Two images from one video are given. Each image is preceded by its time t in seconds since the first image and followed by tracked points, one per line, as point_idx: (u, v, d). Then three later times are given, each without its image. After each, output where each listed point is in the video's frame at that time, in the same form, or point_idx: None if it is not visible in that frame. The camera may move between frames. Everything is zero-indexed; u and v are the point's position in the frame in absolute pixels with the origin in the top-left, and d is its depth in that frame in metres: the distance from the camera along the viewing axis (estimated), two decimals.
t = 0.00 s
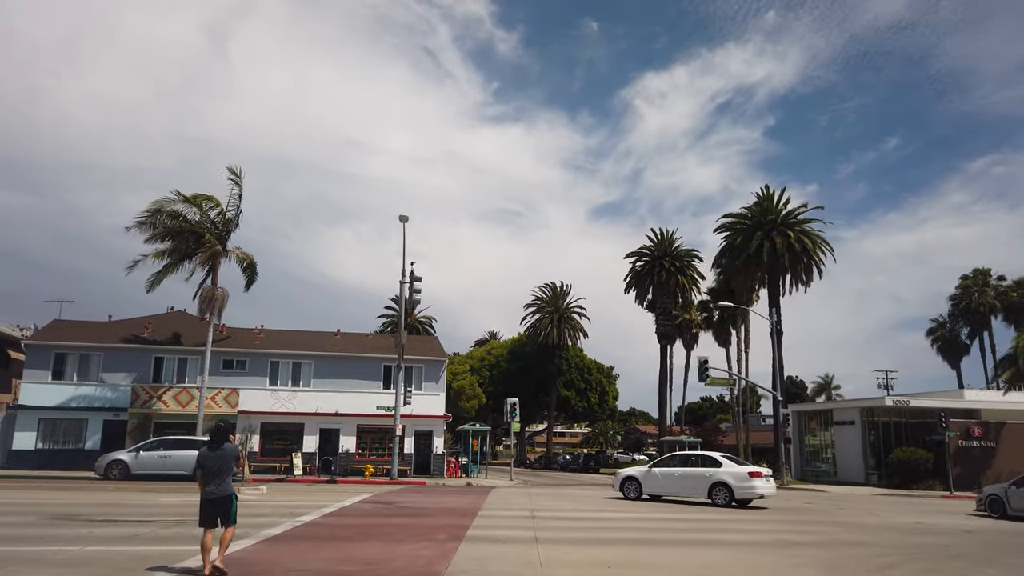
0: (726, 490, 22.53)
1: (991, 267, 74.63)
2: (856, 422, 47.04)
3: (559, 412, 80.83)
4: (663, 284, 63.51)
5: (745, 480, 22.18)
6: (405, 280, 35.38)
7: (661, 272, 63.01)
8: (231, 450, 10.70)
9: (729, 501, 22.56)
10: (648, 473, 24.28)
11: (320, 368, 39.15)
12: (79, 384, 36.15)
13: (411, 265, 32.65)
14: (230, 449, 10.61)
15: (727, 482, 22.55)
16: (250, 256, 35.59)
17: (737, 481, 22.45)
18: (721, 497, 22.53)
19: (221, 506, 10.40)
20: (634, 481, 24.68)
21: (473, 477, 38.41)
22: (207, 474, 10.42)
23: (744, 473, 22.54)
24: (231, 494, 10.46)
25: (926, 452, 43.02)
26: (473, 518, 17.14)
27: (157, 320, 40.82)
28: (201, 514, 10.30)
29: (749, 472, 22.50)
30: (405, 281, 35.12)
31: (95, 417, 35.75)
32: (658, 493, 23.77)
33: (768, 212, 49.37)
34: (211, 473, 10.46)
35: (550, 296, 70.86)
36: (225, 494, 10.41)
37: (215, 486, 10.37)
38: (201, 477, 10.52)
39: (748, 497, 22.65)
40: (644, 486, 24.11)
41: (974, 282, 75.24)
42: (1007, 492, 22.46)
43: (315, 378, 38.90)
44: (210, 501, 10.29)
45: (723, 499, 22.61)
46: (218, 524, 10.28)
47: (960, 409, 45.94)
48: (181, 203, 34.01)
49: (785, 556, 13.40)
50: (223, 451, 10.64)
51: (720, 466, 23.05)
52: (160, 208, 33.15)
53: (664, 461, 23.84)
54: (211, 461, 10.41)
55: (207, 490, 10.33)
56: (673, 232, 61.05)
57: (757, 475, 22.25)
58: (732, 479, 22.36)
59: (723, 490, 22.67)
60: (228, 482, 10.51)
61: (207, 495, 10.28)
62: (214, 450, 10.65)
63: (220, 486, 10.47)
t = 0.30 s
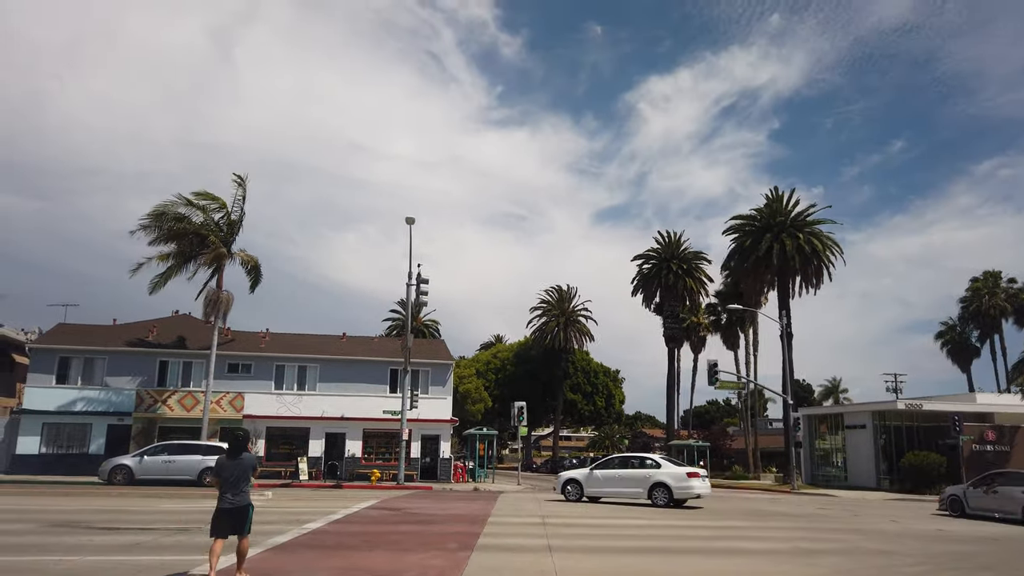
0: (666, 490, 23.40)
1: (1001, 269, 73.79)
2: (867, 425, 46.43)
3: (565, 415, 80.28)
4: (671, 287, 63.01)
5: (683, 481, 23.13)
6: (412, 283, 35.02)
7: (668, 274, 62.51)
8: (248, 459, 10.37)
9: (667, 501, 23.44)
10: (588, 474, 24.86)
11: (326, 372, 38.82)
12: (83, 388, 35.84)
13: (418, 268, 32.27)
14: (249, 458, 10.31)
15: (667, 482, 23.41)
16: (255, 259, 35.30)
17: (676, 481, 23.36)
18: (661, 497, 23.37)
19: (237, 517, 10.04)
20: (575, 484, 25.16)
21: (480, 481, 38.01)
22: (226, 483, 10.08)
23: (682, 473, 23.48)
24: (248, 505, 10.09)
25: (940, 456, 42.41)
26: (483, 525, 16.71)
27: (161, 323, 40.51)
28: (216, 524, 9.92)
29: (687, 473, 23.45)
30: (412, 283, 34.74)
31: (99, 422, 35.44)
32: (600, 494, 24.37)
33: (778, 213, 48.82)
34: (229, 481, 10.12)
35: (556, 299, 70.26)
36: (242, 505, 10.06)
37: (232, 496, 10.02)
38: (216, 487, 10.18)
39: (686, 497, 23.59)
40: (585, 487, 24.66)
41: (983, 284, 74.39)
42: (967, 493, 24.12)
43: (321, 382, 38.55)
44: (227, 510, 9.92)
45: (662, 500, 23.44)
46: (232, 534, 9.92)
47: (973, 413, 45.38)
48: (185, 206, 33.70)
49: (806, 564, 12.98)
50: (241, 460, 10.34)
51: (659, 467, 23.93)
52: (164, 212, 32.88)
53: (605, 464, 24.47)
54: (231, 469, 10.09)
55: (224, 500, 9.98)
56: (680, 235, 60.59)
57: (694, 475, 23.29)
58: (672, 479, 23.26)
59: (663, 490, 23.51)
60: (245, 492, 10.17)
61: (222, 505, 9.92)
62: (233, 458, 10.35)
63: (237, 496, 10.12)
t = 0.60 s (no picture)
0: (603, 487, 24.15)
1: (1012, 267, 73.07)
2: (877, 425, 45.93)
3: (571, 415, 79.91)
4: (678, 286, 62.53)
5: (619, 476, 23.92)
6: (419, 280, 34.66)
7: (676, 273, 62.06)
8: (270, 455, 10.39)
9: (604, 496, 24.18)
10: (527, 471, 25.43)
11: (332, 370, 38.51)
12: (88, 386, 35.61)
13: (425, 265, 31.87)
14: (270, 455, 10.31)
15: (602, 478, 24.16)
16: (260, 256, 35.00)
17: (612, 477, 24.11)
18: (597, 493, 24.11)
19: (256, 513, 10.03)
20: (515, 480, 25.79)
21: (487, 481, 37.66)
22: (246, 479, 10.11)
23: (618, 470, 24.23)
24: (269, 501, 10.10)
25: (952, 456, 42.10)
26: (496, 526, 16.37)
27: (167, 321, 40.28)
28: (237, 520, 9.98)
29: (622, 470, 24.23)
30: (419, 281, 34.37)
31: (104, 420, 35.21)
32: (539, 491, 25.07)
33: (787, 211, 48.31)
34: (250, 477, 10.13)
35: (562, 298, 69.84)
36: (262, 501, 10.06)
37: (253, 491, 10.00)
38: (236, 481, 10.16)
39: (621, 491, 24.41)
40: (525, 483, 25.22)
41: (994, 282, 73.69)
42: (930, 488, 25.93)
43: (327, 381, 38.25)
44: (246, 506, 9.94)
45: (598, 495, 24.20)
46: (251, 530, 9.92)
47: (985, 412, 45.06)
48: (189, 203, 33.48)
49: (828, 567, 12.59)
50: (262, 455, 10.32)
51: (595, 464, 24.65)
52: (168, 209, 32.66)
53: (543, 462, 25.11)
54: (250, 465, 10.10)
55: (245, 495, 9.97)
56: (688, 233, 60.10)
57: (630, 471, 24.07)
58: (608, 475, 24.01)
59: (600, 487, 24.25)
60: (265, 488, 10.16)
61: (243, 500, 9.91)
62: (254, 453, 10.37)
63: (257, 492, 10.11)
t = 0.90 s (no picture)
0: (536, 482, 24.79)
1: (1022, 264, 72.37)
2: (888, 423, 45.47)
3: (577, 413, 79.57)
4: (686, 283, 62.08)
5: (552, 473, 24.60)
6: (426, 277, 34.31)
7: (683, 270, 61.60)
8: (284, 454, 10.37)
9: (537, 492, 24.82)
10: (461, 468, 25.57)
11: (338, 368, 38.24)
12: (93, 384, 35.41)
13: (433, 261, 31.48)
14: (283, 454, 10.26)
15: (535, 474, 24.91)
16: (265, 253, 34.71)
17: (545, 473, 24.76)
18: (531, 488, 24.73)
19: (272, 513, 9.97)
20: (449, 476, 25.95)
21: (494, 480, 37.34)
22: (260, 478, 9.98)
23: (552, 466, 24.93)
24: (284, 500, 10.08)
25: (964, 454, 41.55)
26: (507, 526, 16.05)
27: (173, 319, 40.08)
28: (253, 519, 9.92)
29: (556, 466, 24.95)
30: (427, 278, 34.03)
31: (109, 418, 35.02)
32: (473, 487, 25.36)
33: (796, 206, 47.80)
34: (264, 476, 10.01)
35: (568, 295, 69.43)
36: (276, 501, 10.04)
37: (267, 491, 9.99)
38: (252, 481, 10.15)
39: (553, 487, 25.18)
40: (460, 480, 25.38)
41: (1004, 279, 73.00)
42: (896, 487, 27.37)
43: (334, 378, 37.98)
44: (261, 506, 9.87)
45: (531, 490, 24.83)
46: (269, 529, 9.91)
47: (997, 409, 44.47)
48: (194, 198, 33.23)
49: (848, 568, 12.28)
50: (276, 455, 10.17)
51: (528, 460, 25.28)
52: (173, 203, 32.40)
53: (478, 457, 25.56)
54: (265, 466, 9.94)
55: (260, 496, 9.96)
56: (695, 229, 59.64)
57: (562, 468, 24.79)
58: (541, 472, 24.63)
59: (532, 482, 24.89)
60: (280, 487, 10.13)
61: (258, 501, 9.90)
62: (269, 452, 10.22)
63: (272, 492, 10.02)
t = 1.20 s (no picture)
0: (461, 476, 24.62)
1: None
2: (895, 418, 45.13)
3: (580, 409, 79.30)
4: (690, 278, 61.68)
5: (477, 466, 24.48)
6: (430, 272, 33.94)
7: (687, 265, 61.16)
8: (295, 447, 10.61)
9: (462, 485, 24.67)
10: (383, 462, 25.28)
11: (341, 363, 37.97)
12: (94, 381, 35.20)
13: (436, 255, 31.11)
14: (294, 447, 10.50)
15: (461, 467, 24.69)
16: (265, 248, 34.53)
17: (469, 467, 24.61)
18: (455, 482, 24.58)
19: (284, 505, 10.24)
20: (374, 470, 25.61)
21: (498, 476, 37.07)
22: (271, 471, 10.25)
23: (477, 460, 24.79)
24: (295, 493, 10.30)
25: (972, 450, 41.06)
26: (513, 523, 15.75)
27: (175, 315, 39.87)
28: (264, 510, 10.21)
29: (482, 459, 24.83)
30: (430, 273, 33.68)
31: (111, 415, 34.80)
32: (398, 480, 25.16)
33: (802, 200, 47.32)
34: (275, 469, 10.27)
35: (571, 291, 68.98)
36: (287, 493, 10.27)
37: (278, 484, 10.21)
38: (262, 474, 10.38)
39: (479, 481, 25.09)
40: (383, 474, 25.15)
41: (1010, 274, 72.44)
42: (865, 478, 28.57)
43: (336, 374, 37.71)
44: (272, 498, 10.15)
45: (456, 484, 24.70)
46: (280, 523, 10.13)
47: (1005, 405, 44.04)
48: (196, 192, 32.97)
49: (863, 566, 11.96)
50: (287, 448, 10.41)
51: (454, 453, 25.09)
52: (174, 197, 32.12)
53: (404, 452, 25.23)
54: (275, 459, 10.18)
55: (271, 488, 10.18)
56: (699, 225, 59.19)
57: (489, 460, 24.70)
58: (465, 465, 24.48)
59: (457, 476, 24.75)
60: (290, 481, 10.36)
61: (268, 494, 10.12)
62: (280, 445, 10.48)
63: (284, 484, 10.30)
